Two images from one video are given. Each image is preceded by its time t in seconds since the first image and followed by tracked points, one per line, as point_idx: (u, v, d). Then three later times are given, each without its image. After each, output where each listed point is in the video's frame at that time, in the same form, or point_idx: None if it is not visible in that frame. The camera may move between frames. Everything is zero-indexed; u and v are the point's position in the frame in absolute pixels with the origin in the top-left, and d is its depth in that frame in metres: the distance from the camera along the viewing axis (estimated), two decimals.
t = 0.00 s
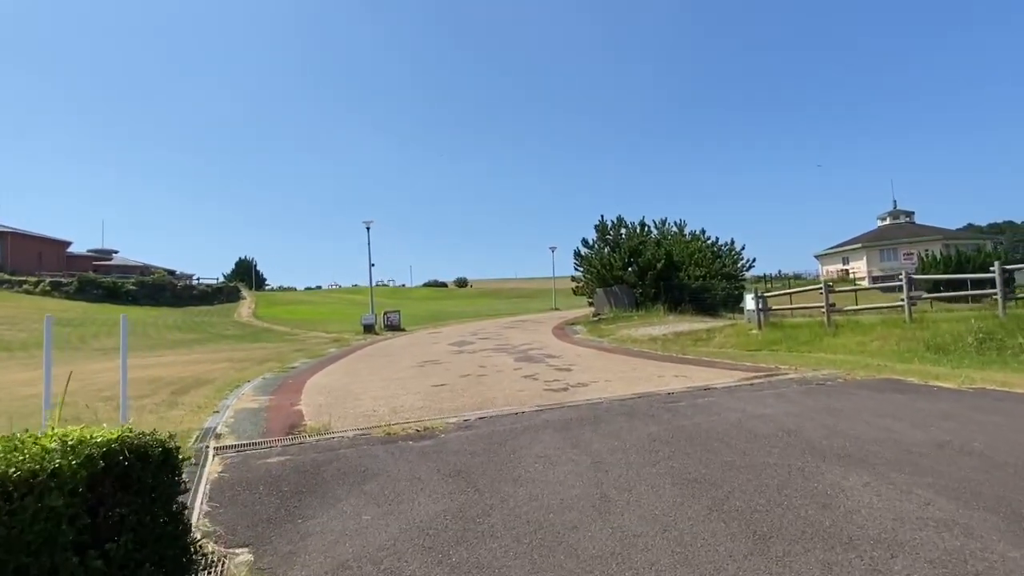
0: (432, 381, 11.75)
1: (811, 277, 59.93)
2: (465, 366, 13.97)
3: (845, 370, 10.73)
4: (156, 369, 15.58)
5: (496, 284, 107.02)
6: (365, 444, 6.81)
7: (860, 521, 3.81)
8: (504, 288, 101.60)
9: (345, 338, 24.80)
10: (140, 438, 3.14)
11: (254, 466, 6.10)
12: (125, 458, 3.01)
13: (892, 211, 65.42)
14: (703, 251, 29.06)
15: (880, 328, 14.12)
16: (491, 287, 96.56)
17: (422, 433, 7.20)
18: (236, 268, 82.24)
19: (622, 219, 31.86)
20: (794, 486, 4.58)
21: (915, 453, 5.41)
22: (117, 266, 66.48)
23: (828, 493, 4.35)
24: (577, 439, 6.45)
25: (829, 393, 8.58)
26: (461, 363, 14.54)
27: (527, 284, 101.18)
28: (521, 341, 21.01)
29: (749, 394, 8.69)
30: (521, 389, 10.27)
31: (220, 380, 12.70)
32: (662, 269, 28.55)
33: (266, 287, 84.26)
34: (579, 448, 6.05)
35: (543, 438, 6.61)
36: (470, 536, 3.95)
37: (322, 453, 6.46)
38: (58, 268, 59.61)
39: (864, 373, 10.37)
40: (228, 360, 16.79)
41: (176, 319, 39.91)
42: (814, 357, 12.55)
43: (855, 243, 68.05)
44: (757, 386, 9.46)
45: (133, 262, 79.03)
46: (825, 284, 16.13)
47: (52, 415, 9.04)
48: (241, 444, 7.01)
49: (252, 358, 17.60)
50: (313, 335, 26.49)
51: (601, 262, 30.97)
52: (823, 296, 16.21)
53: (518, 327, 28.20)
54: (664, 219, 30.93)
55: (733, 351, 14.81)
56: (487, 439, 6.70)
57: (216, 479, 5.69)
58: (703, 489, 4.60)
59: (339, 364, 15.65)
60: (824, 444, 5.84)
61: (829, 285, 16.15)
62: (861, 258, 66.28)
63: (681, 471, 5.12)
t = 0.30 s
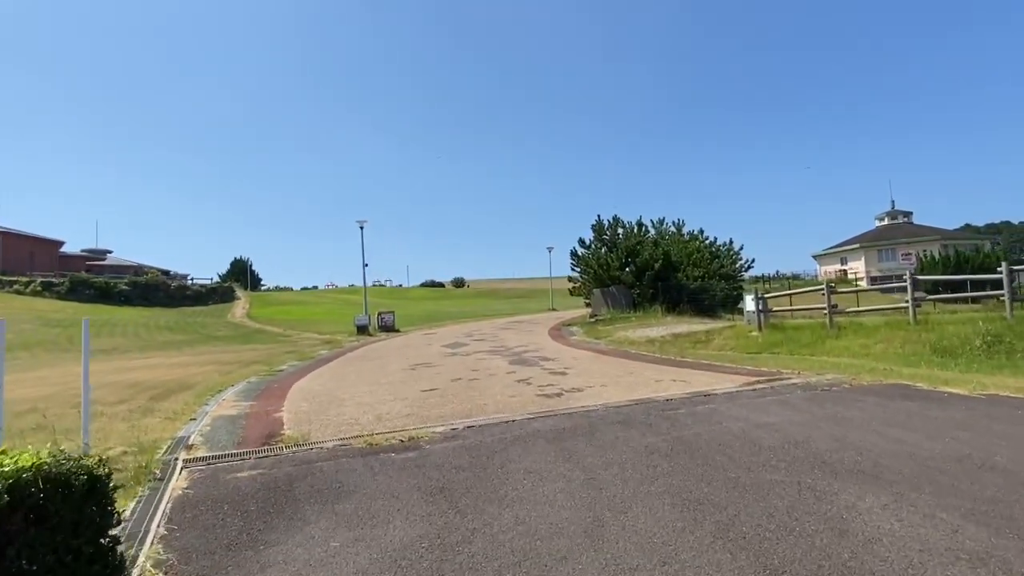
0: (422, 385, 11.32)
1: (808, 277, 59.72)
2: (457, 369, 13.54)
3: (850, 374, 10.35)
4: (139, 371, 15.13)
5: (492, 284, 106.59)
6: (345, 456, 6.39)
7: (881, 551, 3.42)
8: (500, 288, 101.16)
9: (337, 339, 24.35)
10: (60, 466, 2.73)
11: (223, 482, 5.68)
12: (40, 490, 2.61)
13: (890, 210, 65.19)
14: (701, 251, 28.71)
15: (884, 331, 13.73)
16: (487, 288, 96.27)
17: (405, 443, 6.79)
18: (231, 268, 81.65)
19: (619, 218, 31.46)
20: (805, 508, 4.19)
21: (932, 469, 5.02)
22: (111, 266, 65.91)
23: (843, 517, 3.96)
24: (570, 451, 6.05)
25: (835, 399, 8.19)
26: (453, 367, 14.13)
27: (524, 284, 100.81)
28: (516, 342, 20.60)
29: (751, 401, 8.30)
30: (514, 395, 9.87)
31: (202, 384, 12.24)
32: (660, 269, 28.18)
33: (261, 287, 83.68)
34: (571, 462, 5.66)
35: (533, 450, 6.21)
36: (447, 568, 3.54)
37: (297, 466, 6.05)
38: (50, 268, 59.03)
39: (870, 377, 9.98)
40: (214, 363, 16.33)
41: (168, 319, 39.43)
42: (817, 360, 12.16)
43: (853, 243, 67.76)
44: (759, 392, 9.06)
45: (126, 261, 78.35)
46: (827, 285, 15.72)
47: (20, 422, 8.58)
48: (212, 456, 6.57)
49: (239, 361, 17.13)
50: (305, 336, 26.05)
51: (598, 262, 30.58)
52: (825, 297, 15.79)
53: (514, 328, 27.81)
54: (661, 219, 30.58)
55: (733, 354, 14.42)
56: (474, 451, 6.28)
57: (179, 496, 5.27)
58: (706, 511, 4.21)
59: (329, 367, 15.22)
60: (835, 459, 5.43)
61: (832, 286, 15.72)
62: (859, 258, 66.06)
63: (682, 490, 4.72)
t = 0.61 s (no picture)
0: (411, 385, 10.89)
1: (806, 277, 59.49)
2: (448, 369, 13.10)
3: (856, 374, 9.95)
4: (121, 371, 14.65)
5: (489, 284, 106.13)
6: (322, 461, 5.97)
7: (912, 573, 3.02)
8: (497, 288, 100.88)
9: (329, 339, 23.87)
10: None
11: (188, 490, 5.25)
12: None
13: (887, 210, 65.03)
14: (699, 250, 28.35)
15: (889, 329, 13.33)
16: (484, 287, 96.03)
17: (388, 447, 6.36)
18: (225, 267, 81.06)
19: (616, 217, 31.11)
20: (821, 521, 3.79)
21: (956, 476, 4.61)
22: (104, 265, 65.39)
23: (865, 533, 3.56)
24: (563, 456, 5.64)
25: (844, 400, 7.78)
26: (445, 366, 13.70)
27: (521, 284, 100.50)
28: (511, 342, 20.18)
29: (756, 402, 7.88)
30: (506, 395, 9.43)
31: (183, 384, 11.78)
32: (657, 268, 27.78)
33: (256, 287, 83.17)
34: (564, 468, 5.24)
35: (523, 455, 5.79)
36: None
37: (269, 474, 5.62)
38: (43, 267, 58.51)
39: (876, 377, 9.60)
40: (200, 364, 15.86)
41: (160, 318, 38.98)
42: (820, 359, 11.76)
43: (850, 243, 67.54)
44: (763, 392, 8.66)
45: (120, 261, 77.68)
46: (829, 282, 15.31)
47: None
48: (180, 462, 6.14)
49: (226, 360, 16.66)
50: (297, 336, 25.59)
51: (595, 260, 30.15)
52: (828, 295, 15.38)
53: (510, 327, 27.39)
54: (659, 217, 30.21)
55: (733, 353, 14.02)
56: (460, 455, 5.86)
57: (136, 507, 4.84)
58: (711, 525, 3.80)
59: (317, 366, 14.78)
60: (849, 465, 5.02)
61: (834, 283, 15.30)
62: (857, 258, 65.86)
63: (684, 499, 4.31)
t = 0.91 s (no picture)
0: (397, 388, 10.46)
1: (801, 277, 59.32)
2: (437, 372, 12.67)
3: (859, 377, 9.58)
4: (99, 373, 14.16)
5: (484, 284, 105.68)
6: (293, 474, 5.54)
7: None
8: (491, 288, 100.47)
9: (318, 340, 23.42)
10: None
11: (142, 507, 4.82)
12: None
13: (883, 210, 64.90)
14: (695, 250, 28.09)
15: (890, 330, 12.98)
16: (479, 287, 95.63)
17: (365, 458, 5.95)
18: (218, 267, 80.35)
19: (612, 216, 30.72)
20: (835, 547, 3.40)
21: (978, 492, 4.22)
22: (94, 265, 64.68)
23: (886, 562, 3.17)
24: (551, 468, 5.24)
25: (848, 406, 7.41)
26: (434, 368, 13.27)
27: (515, 284, 100.09)
28: (504, 343, 19.76)
29: (756, 408, 7.50)
30: (494, 400, 9.02)
31: (160, 388, 11.32)
32: (653, 268, 27.45)
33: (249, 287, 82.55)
34: (552, 482, 4.84)
35: (508, 466, 5.40)
36: None
37: (234, 488, 5.21)
38: (31, 267, 57.79)
39: (880, 380, 9.22)
40: (181, 366, 15.38)
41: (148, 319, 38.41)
42: (821, 362, 11.39)
43: (845, 243, 67.39)
44: (763, 397, 8.27)
45: (110, 260, 76.91)
46: (829, 282, 14.96)
47: None
48: (141, 474, 5.71)
49: (210, 362, 16.19)
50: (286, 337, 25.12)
51: (590, 259, 29.74)
52: (828, 295, 15.03)
53: (504, 328, 26.99)
54: (655, 216, 29.88)
55: (730, 355, 13.65)
56: (441, 467, 5.45)
57: (83, 527, 4.42)
58: (713, 551, 3.41)
59: (302, 369, 14.33)
60: (860, 479, 4.63)
61: (834, 283, 14.95)
62: (852, 258, 65.72)
63: (682, 520, 3.92)
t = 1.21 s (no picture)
0: (380, 391, 10.01)
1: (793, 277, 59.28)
2: (424, 373, 12.23)
3: (860, 379, 9.23)
4: (72, 374, 13.63)
5: (475, 284, 105.29)
6: (258, 486, 5.12)
7: None
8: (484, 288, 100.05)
9: (305, 340, 22.93)
10: None
11: (86, 524, 4.38)
12: None
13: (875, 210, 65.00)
14: (688, 249, 27.86)
15: (888, 330, 12.67)
16: (471, 287, 95.23)
17: (338, 467, 5.54)
18: (206, 266, 79.48)
19: (605, 214, 30.44)
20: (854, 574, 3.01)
21: (1002, 507, 3.86)
22: (80, 264, 63.83)
23: None
24: (537, 479, 4.84)
25: (851, 409, 7.05)
26: (420, 369, 12.83)
27: (507, 284, 99.71)
28: (494, 343, 19.34)
29: (755, 412, 7.12)
30: (480, 403, 8.60)
31: (131, 391, 10.82)
32: (646, 267, 27.08)
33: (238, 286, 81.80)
34: (538, 495, 4.44)
35: (491, 476, 4.99)
36: None
37: (191, 502, 4.77)
38: (16, 266, 56.93)
39: (881, 382, 8.89)
40: (159, 367, 14.87)
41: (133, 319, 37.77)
42: (819, 362, 11.06)
43: (838, 244, 67.41)
44: (761, 400, 7.90)
45: (97, 259, 75.90)
46: (826, 281, 14.63)
47: None
48: (92, 486, 5.26)
49: (189, 363, 15.68)
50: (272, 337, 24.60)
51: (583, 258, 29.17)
52: (824, 294, 14.71)
53: (494, 328, 26.57)
54: (647, 215, 29.61)
55: (725, 355, 13.29)
56: (418, 478, 5.03)
57: (16, 547, 3.98)
58: None
59: (284, 370, 13.85)
60: (872, 492, 4.25)
61: (831, 282, 14.63)
62: (844, 258, 65.75)
63: (680, 541, 3.52)
